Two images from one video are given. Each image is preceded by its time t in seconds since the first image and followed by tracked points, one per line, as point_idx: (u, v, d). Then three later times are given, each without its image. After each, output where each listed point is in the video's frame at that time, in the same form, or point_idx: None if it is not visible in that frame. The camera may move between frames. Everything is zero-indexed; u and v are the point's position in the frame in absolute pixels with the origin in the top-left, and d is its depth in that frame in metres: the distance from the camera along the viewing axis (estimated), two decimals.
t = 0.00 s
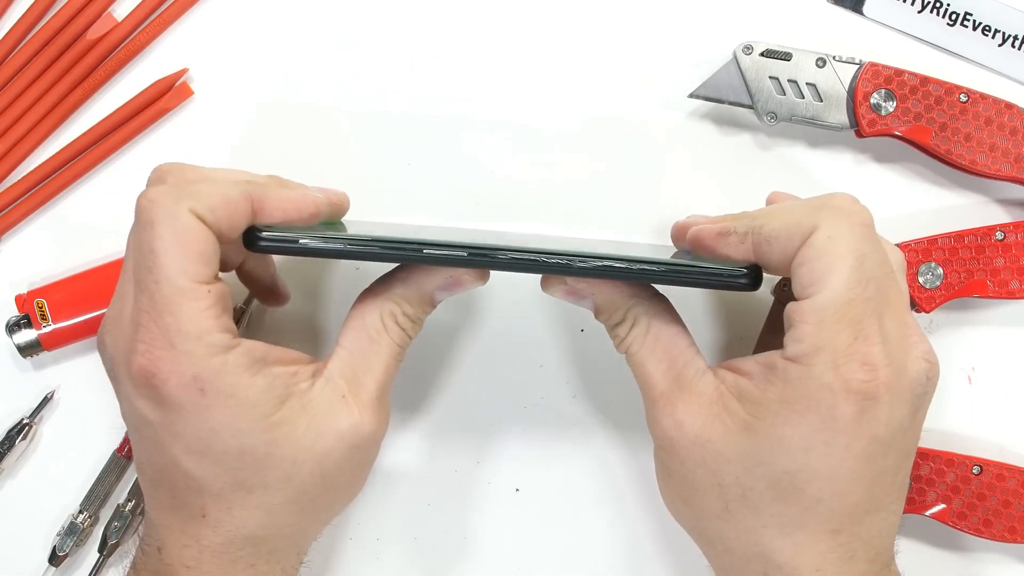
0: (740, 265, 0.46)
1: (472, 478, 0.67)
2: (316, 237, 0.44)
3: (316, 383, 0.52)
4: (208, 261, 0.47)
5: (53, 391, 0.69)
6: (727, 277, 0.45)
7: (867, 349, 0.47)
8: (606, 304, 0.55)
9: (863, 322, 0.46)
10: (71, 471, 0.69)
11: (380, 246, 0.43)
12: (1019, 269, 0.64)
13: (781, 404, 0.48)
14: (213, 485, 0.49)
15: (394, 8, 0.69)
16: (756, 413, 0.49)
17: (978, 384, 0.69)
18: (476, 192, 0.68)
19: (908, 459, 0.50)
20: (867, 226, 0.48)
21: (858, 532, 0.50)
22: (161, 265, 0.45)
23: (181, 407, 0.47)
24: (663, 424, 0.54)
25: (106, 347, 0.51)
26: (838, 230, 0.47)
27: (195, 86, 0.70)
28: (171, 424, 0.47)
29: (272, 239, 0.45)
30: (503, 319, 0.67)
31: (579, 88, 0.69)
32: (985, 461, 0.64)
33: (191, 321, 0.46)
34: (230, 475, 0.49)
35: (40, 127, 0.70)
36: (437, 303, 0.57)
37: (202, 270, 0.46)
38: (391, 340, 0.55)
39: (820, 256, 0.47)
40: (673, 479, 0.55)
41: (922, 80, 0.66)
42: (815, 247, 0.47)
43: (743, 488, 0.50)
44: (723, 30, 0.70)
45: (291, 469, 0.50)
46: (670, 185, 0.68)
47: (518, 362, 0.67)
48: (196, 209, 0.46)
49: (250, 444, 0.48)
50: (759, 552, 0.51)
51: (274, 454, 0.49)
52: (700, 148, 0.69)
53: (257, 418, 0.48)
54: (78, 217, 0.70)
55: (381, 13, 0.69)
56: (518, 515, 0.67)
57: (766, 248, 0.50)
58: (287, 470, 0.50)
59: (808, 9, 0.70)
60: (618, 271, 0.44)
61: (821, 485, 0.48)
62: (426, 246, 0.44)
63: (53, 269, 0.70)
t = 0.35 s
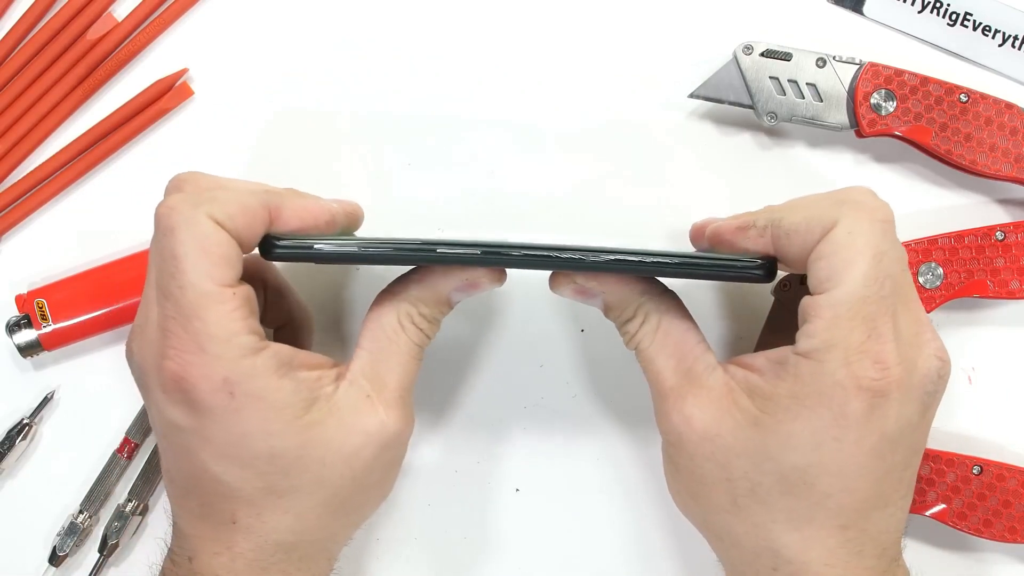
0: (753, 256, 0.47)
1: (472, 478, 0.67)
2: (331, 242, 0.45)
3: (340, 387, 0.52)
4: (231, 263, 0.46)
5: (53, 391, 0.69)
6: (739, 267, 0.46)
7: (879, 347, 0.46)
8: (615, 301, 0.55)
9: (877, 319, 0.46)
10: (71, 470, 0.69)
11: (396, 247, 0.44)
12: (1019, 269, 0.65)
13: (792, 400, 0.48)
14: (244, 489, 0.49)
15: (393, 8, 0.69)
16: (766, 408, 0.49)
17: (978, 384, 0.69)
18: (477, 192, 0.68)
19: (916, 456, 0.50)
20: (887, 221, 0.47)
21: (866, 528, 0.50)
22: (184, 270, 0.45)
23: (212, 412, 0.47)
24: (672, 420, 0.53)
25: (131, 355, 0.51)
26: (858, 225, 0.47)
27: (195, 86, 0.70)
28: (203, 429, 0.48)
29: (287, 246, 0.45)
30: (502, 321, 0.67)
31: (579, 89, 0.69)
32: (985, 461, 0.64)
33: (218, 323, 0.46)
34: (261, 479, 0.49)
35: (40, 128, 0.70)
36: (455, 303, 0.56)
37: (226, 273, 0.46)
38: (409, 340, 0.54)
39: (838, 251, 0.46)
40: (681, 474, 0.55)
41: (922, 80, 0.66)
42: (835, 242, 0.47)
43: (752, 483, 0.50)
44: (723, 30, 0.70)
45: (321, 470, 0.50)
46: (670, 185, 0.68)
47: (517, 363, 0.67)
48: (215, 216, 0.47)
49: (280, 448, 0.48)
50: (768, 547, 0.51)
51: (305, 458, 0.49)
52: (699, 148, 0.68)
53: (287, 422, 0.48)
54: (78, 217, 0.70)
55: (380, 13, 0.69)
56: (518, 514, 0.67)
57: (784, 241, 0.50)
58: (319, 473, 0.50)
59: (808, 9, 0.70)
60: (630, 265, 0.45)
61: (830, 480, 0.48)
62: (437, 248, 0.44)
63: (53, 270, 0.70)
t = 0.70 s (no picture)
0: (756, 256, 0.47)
1: (472, 478, 0.67)
2: (332, 244, 0.45)
3: (355, 391, 0.52)
4: (241, 270, 0.46)
5: (53, 391, 0.69)
6: (743, 267, 0.46)
7: (875, 353, 0.46)
8: (612, 300, 0.55)
9: (875, 324, 0.46)
10: (71, 471, 0.69)
11: (396, 248, 0.45)
12: (1019, 269, 0.65)
13: (785, 401, 0.48)
14: (266, 494, 0.49)
15: (393, 8, 0.70)
16: (758, 409, 0.50)
17: (978, 384, 0.68)
18: (476, 192, 0.68)
19: (910, 461, 0.50)
20: (891, 227, 0.47)
21: (855, 529, 0.50)
22: (197, 279, 0.45)
23: (233, 420, 0.47)
24: (664, 416, 0.54)
25: (145, 367, 0.50)
26: (861, 231, 0.47)
27: (195, 86, 0.70)
28: (224, 436, 0.48)
29: (288, 249, 0.46)
30: (501, 322, 0.66)
31: (579, 89, 0.69)
32: (985, 461, 0.64)
33: (234, 332, 0.46)
34: (284, 484, 0.49)
35: (41, 128, 0.70)
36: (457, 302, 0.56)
37: (236, 280, 0.46)
38: (418, 337, 0.55)
39: (841, 254, 0.46)
40: (671, 470, 0.55)
41: (922, 80, 0.66)
42: (837, 245, 0.47)
43: (744, 481, 0.50)
44: (723, 30, 0.70)
45: (343, 472, 0.50)
46: (670, 184, 0.68)
47: (517, 363, 0.67)
48: (223, 224, 0.46)
49: (302, 453, 0.48)
50: (757, 544, 0.52)
51: (327, 461, 0.49)
52: (700, 148, 0.68)
53: (308, 427, 0.48)
54: (78, 217, 0.70)
55: (380, 13, 0.69)
56: (519, 514, 0.67)
57: (788, 242, 0.50)
58: (339, 475, 0.50)
59: (808, 9, 0.70)
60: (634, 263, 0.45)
61: (820, 481, 0.48)
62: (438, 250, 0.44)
63: (53, 270, 0.70)
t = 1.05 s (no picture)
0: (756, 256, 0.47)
1: (472, 478, 0.67)
2: (332, 250, 0.46)
3: (356, 393, 0.52)
4: (240, 273, 0.46)
5: (53, 392, 0.69)
6: (743, 267, 0.46)
7: (875, 356, 0.46)
8: (613, 300, 0.55)
9: (876, 327, 0.46)
10: (71, 470, 0.69)
11: (396, 251, 0.45)
12: (1019, 269, 0.65)
13: (783, 402, 0.48)
14: (267, 498, 0.49)
15: (393, 8, 0.69)
16: (756, 410, 0.50)
17: (978, 384, 0.69)
18: (476, 192, 0.68)
19: (908, 464, 0.50)
20: (895, 230, 0.47)
21: (853, 530, 0.50)
22: (195, 285, 0.45)
23: (231, 426, 0.47)
24: (662, 415, 0.54)
25: (141, 373, 0.50)
26: (864, 233, 0.47)
27: (195, 86, 0.70)
28: (223, 441, 0.47)
29: (288, 256, 0.47)
30: (501, 323, 0.66)
31: (579, 89, 0.69)
32: (986, 461, 0.64)
33: (232, 336, 0.46)
34: (284, 488, 0.49)
35: (41, 128, 0.70)
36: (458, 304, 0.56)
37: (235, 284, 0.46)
38: (419, 338, 0.55)
39: (843, 257, 0.46)
40: (669, 470, 0.55)
41: (922, 80, 0.66)
42: (840, 248, 0.47)
43: (741, 481, 0.51)
44: (723, 30, 0.70)
45: (344, 475, 0.50)
46: (670, 184, 0.68)
47: (518, 363, 0.67)
48: (221, 230, 0.46)
49: (302, 457, 0.48)
50: (753, 544, 0.52)
51: (328, 464, 0.49)
52: (700, 148, 0.68)
53: (308, 430, 0.48)
54: (78, 217, 0.70)
55: (380, 12, 0.69)
56: (518, 514, 0.67)
57: (791, 243, 0.50)
58: (341, 478, 0.50)
59: (808, 9, 0.70)
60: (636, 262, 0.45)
61: (818, 482, 0.48)
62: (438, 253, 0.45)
63: (53, 270, 0.70)
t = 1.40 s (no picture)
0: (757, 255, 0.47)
1: (472, 478, 0.67)
2: (332, 248, 0.46)
3: (359, 392, 0.53)
4: (240, 272, 0.46)
5: (53, 391, 0.69)
6: (742, 266, 0.46)
7: (875, 357, 0.46)
8: (614, 298, 0.55)
9: (877, 328, 0.46)
10: (70, 470, 0.69)
11: (397, 248, 0.45)
12: (1019, 269, 0.65)
13: (783, 403, 0.48)
14: (271, 496, 0.49)
15: (393, 8, 0.70)
16: (755, 409, 0.50)
17: (978, 384, 0.69)
18: (477, 192, 0.68)
19: (907, 466, 0.50)
20: (898, 232, 0.47)
21: (851, 530, 0.50)
22: (194, 285, 0.45)
23: (233, 425, 0.47)
24: (660, 413, 0.54)
25: (140, 374, 0.50)
26: (867, 235, 0.47)
27: (195, 86, 0.70)
28: (225, 441, 0.47)
29: (288, 256, 0.47)
30: (501, 323, 0.67)
31: (578, 89, 0.69)
32: (985, 461, 0.64)
33: (233, 336, 0.46)
34: (288, 486, 0.49)
35: (41, 127, 0.70)
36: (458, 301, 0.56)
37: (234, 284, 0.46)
38: (420, 335, 0.55)
39: (845, 258, 0.46)
40: (668, 469, 0.55)
41: (922, 81, 0.67)
42: (843, 248, 0.47)
43: (740, 480, 0.51)
44: (723, 30, 0.70)
45: (348, 473, 0.51)
46: (670, 184, 0.68)
47: (519, 362, 0.67)
48: (221, 230, 0.46)
49: (305, 456, 0.48)
50: (751, 543, 0.52)
51: (331, 464, 0.49)
52: (700, 148, 0.68)
53: (312, 430, 0.48)
54: (78, 217, 0.70)
55: (380, 12, 0.69)
56: (519, 514, 0.67)
57: (792, 243, 0.50)
58: (344, 476, 0.50)
59: (809, 9, 0.70)
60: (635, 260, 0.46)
61: (817, 483, 0.48)
62: (440, 250, 0.45)
63: (54, 270, 0.70)
